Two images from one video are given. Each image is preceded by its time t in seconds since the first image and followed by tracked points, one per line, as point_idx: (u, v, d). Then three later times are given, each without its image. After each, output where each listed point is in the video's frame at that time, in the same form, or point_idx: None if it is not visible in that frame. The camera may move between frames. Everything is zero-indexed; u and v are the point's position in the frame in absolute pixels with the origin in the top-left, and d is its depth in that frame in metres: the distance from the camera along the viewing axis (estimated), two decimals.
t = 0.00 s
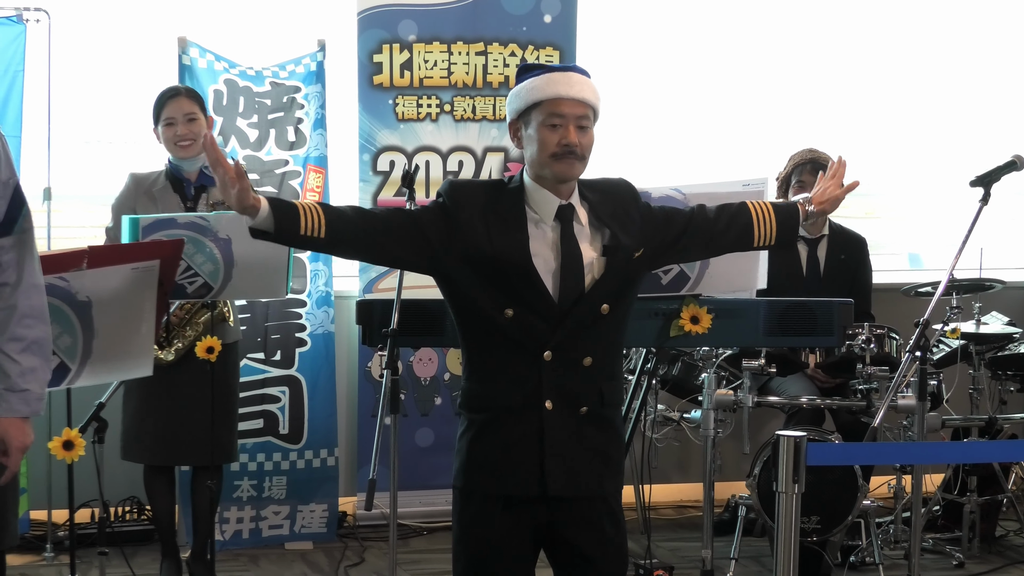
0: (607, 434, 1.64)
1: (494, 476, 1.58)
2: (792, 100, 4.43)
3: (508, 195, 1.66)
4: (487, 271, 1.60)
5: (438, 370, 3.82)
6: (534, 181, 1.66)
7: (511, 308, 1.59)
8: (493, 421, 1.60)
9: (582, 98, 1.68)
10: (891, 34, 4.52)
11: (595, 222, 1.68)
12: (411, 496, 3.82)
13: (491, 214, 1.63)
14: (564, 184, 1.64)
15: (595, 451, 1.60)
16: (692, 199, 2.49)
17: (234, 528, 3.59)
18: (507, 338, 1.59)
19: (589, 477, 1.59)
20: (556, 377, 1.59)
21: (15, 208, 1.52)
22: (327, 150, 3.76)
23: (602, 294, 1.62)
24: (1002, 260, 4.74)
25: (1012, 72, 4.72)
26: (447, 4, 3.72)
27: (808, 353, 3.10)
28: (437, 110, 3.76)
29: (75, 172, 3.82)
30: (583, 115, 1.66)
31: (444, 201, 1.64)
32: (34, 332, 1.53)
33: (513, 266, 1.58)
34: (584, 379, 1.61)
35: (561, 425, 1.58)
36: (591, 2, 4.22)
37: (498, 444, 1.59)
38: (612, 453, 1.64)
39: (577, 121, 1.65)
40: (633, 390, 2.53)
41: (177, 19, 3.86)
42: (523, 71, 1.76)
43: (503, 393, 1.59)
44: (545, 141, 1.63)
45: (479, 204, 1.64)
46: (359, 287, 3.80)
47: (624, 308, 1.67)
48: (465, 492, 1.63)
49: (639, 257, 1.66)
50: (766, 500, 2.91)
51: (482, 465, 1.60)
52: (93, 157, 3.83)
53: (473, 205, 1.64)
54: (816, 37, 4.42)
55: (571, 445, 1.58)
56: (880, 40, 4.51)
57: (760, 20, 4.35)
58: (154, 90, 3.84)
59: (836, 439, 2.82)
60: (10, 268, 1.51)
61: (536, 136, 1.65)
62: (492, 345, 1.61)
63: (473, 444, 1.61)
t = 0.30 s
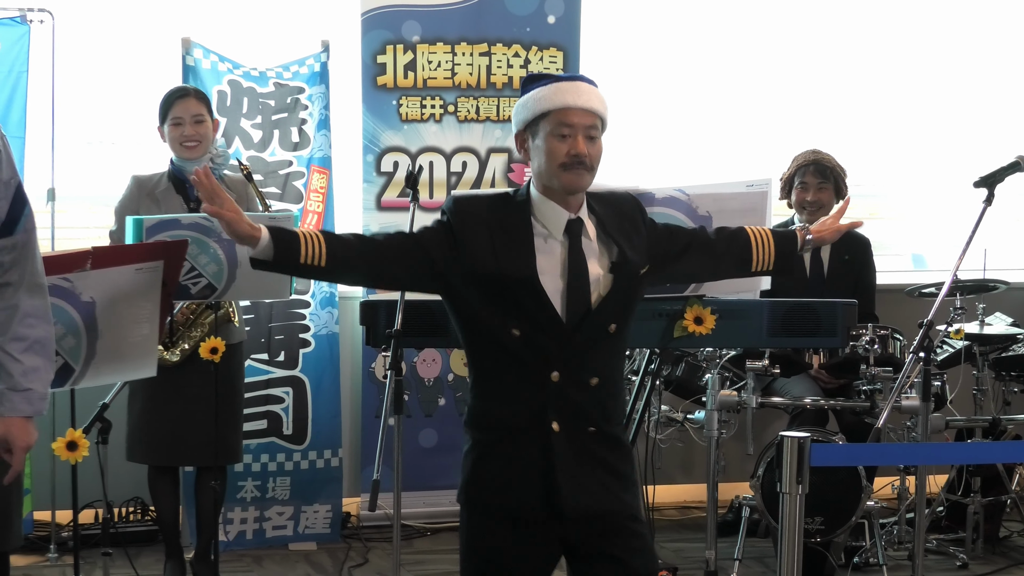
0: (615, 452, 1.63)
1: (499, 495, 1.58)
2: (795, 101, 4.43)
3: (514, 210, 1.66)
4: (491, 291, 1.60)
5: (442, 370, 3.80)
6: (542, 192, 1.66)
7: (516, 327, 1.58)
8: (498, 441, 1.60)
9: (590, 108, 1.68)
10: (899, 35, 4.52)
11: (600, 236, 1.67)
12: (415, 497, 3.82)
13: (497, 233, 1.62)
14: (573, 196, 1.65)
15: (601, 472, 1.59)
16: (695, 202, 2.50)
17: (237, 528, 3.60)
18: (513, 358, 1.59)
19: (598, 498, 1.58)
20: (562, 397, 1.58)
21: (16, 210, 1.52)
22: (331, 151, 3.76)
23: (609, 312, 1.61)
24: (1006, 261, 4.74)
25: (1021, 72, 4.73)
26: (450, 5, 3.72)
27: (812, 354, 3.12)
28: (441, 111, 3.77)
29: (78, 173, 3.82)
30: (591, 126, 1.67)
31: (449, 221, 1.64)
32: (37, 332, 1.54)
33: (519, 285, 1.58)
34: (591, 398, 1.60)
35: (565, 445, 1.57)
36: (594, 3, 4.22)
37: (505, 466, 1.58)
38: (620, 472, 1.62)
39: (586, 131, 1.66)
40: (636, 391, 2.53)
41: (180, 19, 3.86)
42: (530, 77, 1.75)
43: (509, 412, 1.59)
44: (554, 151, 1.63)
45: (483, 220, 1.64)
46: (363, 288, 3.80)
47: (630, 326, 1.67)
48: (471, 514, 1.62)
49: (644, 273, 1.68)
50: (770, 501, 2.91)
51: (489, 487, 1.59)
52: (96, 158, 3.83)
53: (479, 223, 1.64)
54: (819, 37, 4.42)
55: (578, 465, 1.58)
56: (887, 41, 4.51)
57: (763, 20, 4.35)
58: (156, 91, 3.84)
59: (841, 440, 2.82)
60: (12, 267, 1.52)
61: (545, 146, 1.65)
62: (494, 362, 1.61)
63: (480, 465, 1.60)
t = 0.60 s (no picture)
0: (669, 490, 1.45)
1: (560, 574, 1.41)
2: (798, 101, 4.43)
3: (514, 268, 1.45)
4: (506, 357, 1.42)
5: (445, 372, 3.81)
6: (527, 251, 1.44)
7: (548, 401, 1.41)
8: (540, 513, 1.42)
9: (568, 155, 1.45)
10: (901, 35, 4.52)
11: (603, 276, 1.47)
12: (418, 498, 3.82)
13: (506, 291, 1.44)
14: (560, 251, 1.43)
15: (656, 515, 1.43)
16: (699, 202, 2.49)
17: (241, 529, 3.61)
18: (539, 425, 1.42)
19: (653, 545, 1.42)
20: (600, 457, 1.41)
21: (22, 207, 1.55)
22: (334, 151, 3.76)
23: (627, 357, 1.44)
24: (1009, 262, 4.73)
25: None
26: (453, 6, 3.72)
27: (816, 356, 3.07)
28: (443, 112, 3.76)
29: (81, 173, 3.82)
30: (571, 176, 1.44)
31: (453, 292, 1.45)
32: (45, 331, 1.55)
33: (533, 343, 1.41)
34: (629, 448, 1.43)
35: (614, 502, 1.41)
36: (597, 4, 4.22)
37: (546, 539, 1.41)
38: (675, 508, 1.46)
39: (565, 183, 1.43)
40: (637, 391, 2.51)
41: (182, 20, 3.86)
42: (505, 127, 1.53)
43: (541, 480, 1.42)
44: (531, 208, 1.41)
45: (489, 294, 1.44)
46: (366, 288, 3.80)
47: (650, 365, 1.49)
48: None
49: (631, 314, 1.46)
50: (773, 502, 2.91)
51: (534, 565, 1.42)
52: (99, 159, 3.83)
53: (482, 285, 1.44)
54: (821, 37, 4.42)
55: (629, 519, 1.41)
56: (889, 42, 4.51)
57: (766, 21, 4.35)
58: (160, 92, 3.84)
59: (843, 441, 2.82)
60: (18, 266, 1.54)
61: (521, 203, 1.43)
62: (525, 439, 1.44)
63: (523, 546, 1.43)
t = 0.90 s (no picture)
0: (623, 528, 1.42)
1: None
2: (800, 102, 4.43)
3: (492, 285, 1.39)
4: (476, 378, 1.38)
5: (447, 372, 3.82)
6: (514, 281, 1.36)
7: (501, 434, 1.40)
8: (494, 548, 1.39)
9: (568, 196, 1.35)
10: (904, 35, 4.52)
11: (576, 308, 1.39)
12: (420, 498, 3.83)
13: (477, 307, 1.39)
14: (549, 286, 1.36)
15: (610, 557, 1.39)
16: (701, 203, 2.51)
17: (243, 530, 3.60)
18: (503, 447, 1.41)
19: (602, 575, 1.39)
20: (550, 496, 1.38)
21: (25, 206, 1.55)
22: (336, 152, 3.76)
23: (593, 394, 1.39)
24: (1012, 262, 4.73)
25: None
26: (455, 7, 3.72)
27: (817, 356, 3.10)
28: (446, 113, 3.76)
29: (84, 174, 3.82)
30: (572, 217, 1.34)
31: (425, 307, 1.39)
32: (50, 330, 1.55)
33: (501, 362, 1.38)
34: (583, 484, 1.40)
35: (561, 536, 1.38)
36: (599, 4, 4.22)
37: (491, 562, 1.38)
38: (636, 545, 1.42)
39: (563, 225, 1.34)
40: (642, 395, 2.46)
41: (184, 20, 3.86)
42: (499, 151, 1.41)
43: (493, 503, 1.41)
44: (525, 248, 1.32)
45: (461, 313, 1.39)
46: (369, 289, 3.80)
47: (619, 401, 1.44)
48: None
49: (609, 349, 1.40)
50: (775, 502, 2.91)
51: None
52: (102, 160, 3.83)
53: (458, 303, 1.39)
54: (823, 38, 4.42)
55: (572, 553, 1.38)
56: (892, 42, 4.51)
57: (768, 21, 4.35)
58: (162, 92, 3.84)
59: (845, 441, 2.81)
60: (23, 266, 1.54)
61: (515, 241, 1.33)
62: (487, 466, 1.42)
63: (474, 574, 1.39)
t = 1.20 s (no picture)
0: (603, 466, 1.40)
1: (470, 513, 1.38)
2: (802, 103, 4.43)
3: (483, 198, 1.44)
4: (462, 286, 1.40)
5: (449, 373, 3.81)
6: (508, 182, 1.43)
7: (494, 331, 1.38)
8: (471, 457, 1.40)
9: (554, 92, 1.43)
10: (906, 37, 4.52)
11: (563, 223, 1.42)
12: (422, 498, 3.83)
13: (467, 223, 1.43)
14: (539, 182, 1.41)
15: (581, 488, 1.36)
16: (703, 203, 2.48)
17: (245, 530, 3.60)
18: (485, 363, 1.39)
19: (570, 514, 1.36)
20: (531, 411, 1.37)
21: (28, 208, 1.56)
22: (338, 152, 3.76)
23: (576, 309, 1.40)
24: (1014, 263, 4.73)
25: None
26: (458, 7, 3.72)
27: (819, 356, 3.19)
28: (448, 113, 3.76)
29: (85, 174, 3.82)
30: (555, 112, 1.42)
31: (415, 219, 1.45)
32: (50, 331, 1.55)
33: (488, 278, 1.39)
34: (567, 409, 1.37)
35: (539, 463, 1.35)
36: (602, 4, 4.22)
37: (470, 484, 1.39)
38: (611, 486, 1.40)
39: (549, 118, 1.41)
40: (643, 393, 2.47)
41: (186, 20, 3.85)
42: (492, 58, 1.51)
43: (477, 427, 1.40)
44: (511, 141, 1.40)
45: (454, 213, 1.44)
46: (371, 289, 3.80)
47: (608, 322, 1.44)
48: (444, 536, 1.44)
49: (594, 264, 1.41)
50: (778, 503, 2.91)
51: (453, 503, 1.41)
52: (103, 160, 3.83)
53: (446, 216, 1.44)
54: (825, 38, 4.42)
55: (551, 484, 1.35)
56: (894, 43, 4.51)
57: (770, 22, 4.35)
58: (164, 92, 3.84)
59: (848, 442, 2.80)
60: (24, 267, 1.54)
61: (503, 137, 1.42)
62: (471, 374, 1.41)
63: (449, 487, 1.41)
